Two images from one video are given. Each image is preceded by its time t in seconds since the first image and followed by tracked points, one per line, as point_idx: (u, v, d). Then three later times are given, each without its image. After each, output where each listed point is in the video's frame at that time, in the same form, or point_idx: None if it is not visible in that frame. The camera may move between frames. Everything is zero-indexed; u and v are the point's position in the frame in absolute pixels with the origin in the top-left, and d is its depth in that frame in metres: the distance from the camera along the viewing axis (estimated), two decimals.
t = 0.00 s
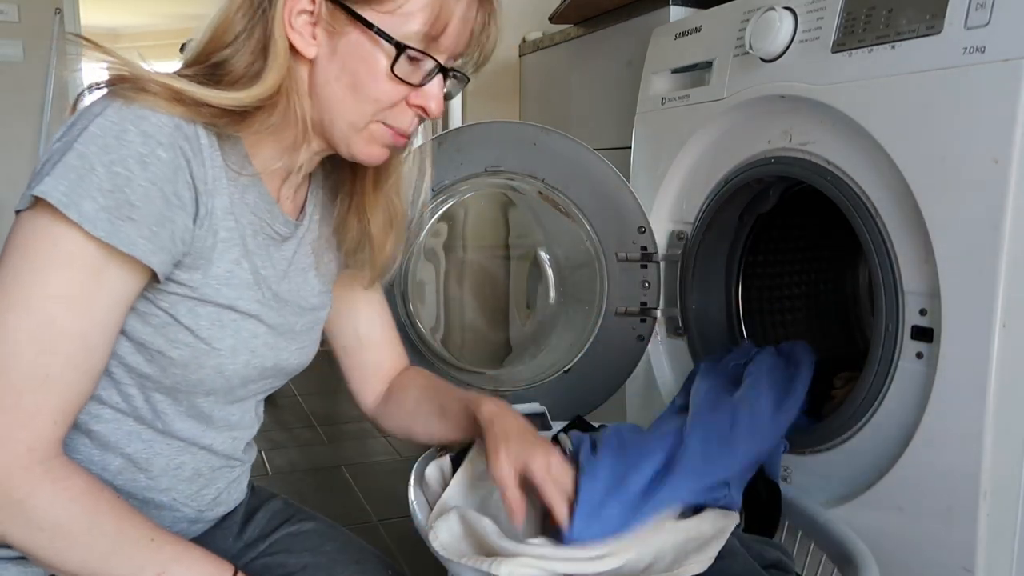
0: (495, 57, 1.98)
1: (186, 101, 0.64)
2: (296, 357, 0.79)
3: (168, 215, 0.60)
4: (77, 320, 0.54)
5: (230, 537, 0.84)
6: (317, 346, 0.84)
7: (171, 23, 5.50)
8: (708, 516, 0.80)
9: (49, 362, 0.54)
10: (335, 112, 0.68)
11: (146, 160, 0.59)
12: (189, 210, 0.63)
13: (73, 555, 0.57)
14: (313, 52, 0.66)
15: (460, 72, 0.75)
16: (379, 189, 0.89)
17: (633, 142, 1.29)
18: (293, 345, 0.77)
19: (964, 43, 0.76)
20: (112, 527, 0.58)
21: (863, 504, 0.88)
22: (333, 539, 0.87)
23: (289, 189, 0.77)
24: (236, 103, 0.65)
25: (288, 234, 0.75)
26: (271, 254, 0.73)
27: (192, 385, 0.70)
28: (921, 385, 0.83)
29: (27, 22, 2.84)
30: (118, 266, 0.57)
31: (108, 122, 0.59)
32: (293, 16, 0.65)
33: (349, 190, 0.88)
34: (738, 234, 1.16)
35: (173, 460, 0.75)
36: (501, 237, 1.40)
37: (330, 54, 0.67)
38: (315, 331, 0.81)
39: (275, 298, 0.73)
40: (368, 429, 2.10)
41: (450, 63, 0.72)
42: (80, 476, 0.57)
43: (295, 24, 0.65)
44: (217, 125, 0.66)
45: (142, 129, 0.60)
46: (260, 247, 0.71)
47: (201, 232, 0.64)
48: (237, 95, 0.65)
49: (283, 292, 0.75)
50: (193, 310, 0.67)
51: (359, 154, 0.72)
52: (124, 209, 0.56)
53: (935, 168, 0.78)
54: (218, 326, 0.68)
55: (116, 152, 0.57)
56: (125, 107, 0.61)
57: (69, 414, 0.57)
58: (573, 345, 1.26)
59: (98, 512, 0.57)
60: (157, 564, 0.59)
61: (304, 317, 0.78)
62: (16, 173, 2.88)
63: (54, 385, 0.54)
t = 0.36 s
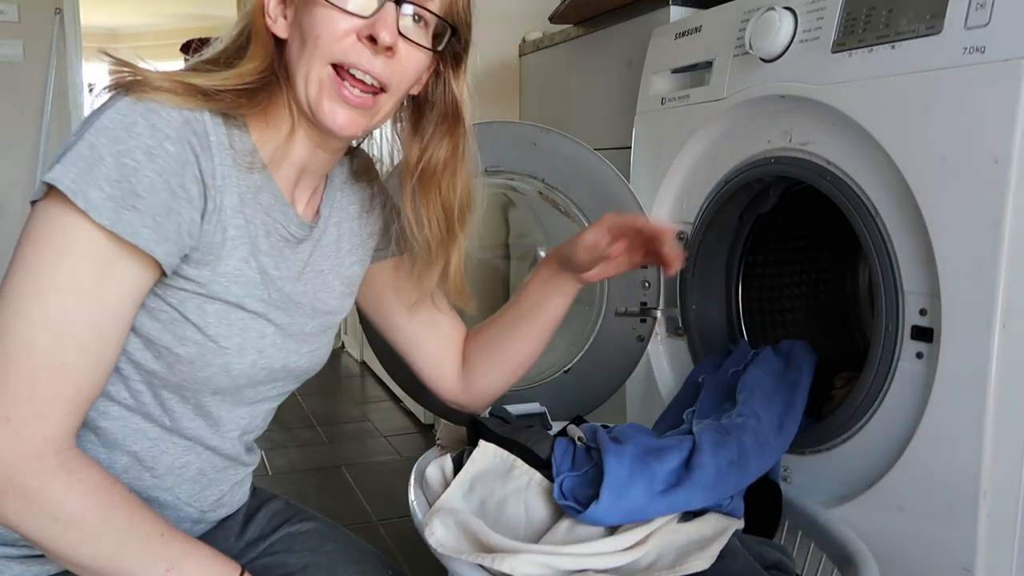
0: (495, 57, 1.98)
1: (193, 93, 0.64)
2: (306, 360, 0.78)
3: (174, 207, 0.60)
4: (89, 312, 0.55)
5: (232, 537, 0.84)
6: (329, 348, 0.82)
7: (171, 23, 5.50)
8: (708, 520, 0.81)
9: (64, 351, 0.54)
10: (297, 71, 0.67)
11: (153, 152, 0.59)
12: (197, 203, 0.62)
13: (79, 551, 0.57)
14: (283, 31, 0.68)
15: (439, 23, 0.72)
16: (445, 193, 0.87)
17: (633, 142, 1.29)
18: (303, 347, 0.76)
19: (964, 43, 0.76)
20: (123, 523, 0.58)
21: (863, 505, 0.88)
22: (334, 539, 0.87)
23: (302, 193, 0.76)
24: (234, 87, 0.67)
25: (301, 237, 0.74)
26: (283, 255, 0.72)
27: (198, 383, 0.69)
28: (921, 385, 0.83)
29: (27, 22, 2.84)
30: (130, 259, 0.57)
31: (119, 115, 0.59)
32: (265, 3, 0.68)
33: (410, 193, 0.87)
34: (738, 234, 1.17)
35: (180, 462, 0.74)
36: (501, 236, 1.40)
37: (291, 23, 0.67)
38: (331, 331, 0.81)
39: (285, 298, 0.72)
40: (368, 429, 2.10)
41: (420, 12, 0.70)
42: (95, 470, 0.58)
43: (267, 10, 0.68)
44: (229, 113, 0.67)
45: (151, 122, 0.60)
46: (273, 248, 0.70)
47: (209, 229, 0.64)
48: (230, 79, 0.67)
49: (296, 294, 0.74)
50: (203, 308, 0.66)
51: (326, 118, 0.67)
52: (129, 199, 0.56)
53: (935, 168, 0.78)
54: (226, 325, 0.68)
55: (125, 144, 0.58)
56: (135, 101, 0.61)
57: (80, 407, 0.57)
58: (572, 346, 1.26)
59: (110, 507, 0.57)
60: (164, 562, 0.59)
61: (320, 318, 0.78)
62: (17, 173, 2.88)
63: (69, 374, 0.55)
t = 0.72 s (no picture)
0: (494, 57, 1.98)
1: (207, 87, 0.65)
2: (320, 364, 0.77)
3: (174, 195, 0.60)
4: (101, 302, 0.56)
5: (232, 536, 0.84)
6: (346, 353, 0.81)
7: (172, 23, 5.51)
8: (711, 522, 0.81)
9: (73, 344, 0.55)
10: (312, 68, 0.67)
11: (155, 141, 0.59)
12: (198, 193, 0.62)
13: (90, 548, 0.57)
14: (295, 35, 0.69)
15: (444, 15, 0.72)
16: (459, 195, 0.88)
17: (633, 141, 1.29)
18: (317, 350, 0.75)
19: (964, 43, 0.76)
20: (128, 521, 0.58)
21: (863, 505, 0.88)
22: (334, 539, 0.87)
23: (319, 190, 0.75)
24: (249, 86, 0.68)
25: (317, 235, 0.74)
26: (295, 253, 0.71)
27: (207, 382, 0.68)
28: (921, 385, 0.83)
29: (26, 22, 2.84)
30: (139, 251, 0.58)
31: (124, 105, 0.60)
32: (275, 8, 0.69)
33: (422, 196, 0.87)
34: (738, 233, 1.17)
35: (185, 464, 0.74)
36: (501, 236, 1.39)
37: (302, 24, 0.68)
38: (349, 333, 0.80)
39: (299, 299, 0.72)
40: (368, 429, 2.10)
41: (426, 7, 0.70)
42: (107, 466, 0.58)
43: (279, 16, 0.69)
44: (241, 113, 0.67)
45: (155, 111, 0.61)
46: (286, 246, 0.70)
47: (213, 222, 0.64)
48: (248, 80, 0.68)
49: (309, 293, 0.73)
50: (211, 306, 0.66)
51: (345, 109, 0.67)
52: (128, 186, 0.56)
53: (936, 168, 0.78)
54: (232, 323, 0.67)
55: (128, 133, 0.58)
56: (142, 90, 0.62)
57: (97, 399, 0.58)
58: (572, 346, 1.26)
59: (120, 504, 0.58)
60: (173, 561, 0.59)
61: (337, 320, 0.77)
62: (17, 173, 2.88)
63: (80, 365, 0.55)
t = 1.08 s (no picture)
0: (494, 57, 1.98)
1: (180, 83, 0.62)
2: (323, 349, 0.77)
3: (157, 168, 0.59)
4: (107, 288, 0.56)
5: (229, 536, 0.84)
6: (352, 339, 0.82)
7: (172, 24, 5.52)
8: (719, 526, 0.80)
9: (89, 333, 0.55)
10: (366, 104, 0.69)
11: (134, 114, 0.59)
12: (181, 166, 0.62)
13: (108, 547, 0.58)
14: (341, 48, 0.66)
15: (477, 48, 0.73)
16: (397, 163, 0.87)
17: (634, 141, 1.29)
18: (321, 332, 0.75)
19: (964, 43, 0.76)
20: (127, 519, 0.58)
21: (863, 505, 0.88)
22: (332, 539, 0.87)
23: (308, 175, 0.75)
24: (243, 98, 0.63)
25: (308, 219, 0.73)
26: (288, 240, 0.71)
27: (209, 367, 0.68)
28: (920, 385, 0.83)
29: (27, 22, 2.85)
30: (137, 229, 0.58)
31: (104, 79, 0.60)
32: (320, 12, 0.63)
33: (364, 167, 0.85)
34: (738, 233, 1.17)
35: (190, 463, 0.74)
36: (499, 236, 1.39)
37: (357, 45, 0.66)
38: (355, 312, 0.81)
39: (300, 283, 0.72)
40: (368, 429, 2.10)
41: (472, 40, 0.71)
42: (134, 463, 0.59)
43: (324, 24, 0.64)
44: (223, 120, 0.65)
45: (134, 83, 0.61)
46: (279, 228, 0.70)
47: (201, 195, 0.63)
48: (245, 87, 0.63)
49: (304, 277, 0.73)
50: (207, 289, 0.65)
51: (392, 140, 0.73)
52: (110, 160, 0.56)
53: (936, 168, 0.78)
54: (231, 304, 0.67)
55: (107, 106, 0.58)
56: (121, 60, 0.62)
57: (115, 392, 0.59)
58: (572, 347, 1.26)
59: (146, 504, 0.58)
60: (195, 566, 0.59)
61: (334, 303, 0.77)
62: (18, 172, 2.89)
63: (98, 356, 0.56)
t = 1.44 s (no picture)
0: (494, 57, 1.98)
1: (211, 95, 0.62)
2: (336, 351, 0.76)
3: (181, 164, 0.59)
4: (125, 283, 0.56)
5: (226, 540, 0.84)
6: (367, 338, 0.81)
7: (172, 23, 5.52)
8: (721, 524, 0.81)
9: (106, 330, 0.55)
10: (385, 108, 0.68)
11: (160, 108, 0.59)
12: (206, 162, 0.62)
13: (113, 547, 0.58)
14: (361, 52, 0.65)
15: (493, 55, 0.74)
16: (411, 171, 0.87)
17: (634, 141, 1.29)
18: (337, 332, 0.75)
19: (964, 43, 0.76)
20: (128, 518, 0.58)
21: (863, 505, 0.88)
22: (331, 541, 0.87)
23: (324, 174, 0.75)
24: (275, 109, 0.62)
25: (325, 220, 0.73)
26: (304, 240, 0.71)
27: (226, 367, 0.68)
28: (920, 385, 0.83)
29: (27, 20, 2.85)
30: (158, 224, 0.58)
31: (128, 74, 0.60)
32: (343, 16, 0.63)
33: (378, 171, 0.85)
34: (738, 233, 1.17)
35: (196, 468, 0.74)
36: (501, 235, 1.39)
37: (377, 50, 0.66)
38: (368, 314, 0.81)
39: (316, 284, 0.72)
40: (368, 429, 2.10)
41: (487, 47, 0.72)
42: (142, 462, 0.59)
43: (344, 32, 0.64)
44: (251, 129, 0.65)
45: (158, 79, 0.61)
46: (297, 229, 0.70)
47: (223, 193, 0.63)
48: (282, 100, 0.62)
49: (322, 277, 0.73)
50: (227, 289, 0.65)
51: (409, 141, 0.73)
52: (135, 154, 0.56)
53: (936, 169, 0.78)
54: (250, 303, 0.67)
55: (131, 100, 0.58)
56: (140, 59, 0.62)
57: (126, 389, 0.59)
58: (572, 347, 1.26)
59: (152, 505, 0.59)
60: (199, 567, 0.60)
61: (350, 305, 0.77)
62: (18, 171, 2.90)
63: (112, 352, 0.56)
